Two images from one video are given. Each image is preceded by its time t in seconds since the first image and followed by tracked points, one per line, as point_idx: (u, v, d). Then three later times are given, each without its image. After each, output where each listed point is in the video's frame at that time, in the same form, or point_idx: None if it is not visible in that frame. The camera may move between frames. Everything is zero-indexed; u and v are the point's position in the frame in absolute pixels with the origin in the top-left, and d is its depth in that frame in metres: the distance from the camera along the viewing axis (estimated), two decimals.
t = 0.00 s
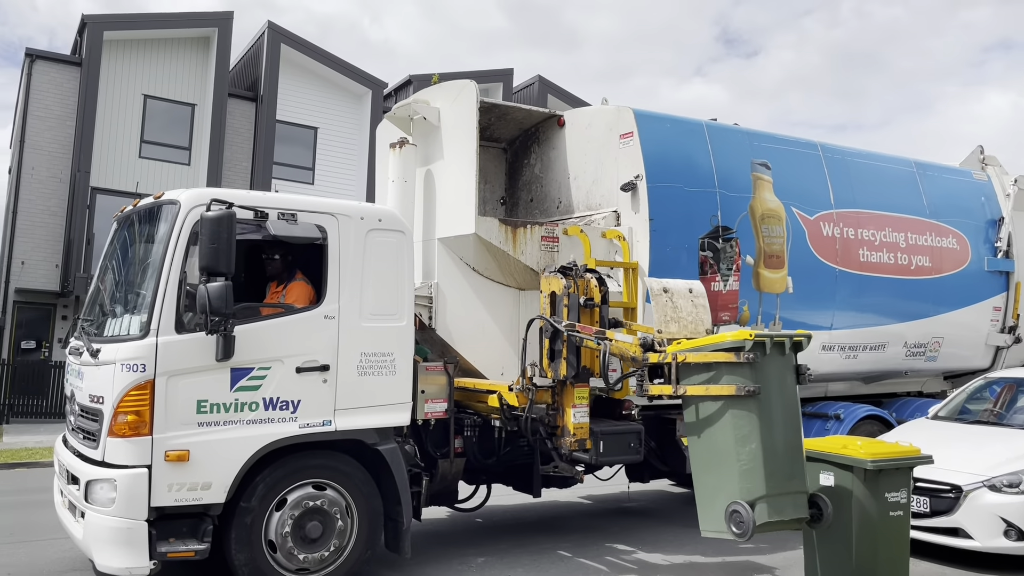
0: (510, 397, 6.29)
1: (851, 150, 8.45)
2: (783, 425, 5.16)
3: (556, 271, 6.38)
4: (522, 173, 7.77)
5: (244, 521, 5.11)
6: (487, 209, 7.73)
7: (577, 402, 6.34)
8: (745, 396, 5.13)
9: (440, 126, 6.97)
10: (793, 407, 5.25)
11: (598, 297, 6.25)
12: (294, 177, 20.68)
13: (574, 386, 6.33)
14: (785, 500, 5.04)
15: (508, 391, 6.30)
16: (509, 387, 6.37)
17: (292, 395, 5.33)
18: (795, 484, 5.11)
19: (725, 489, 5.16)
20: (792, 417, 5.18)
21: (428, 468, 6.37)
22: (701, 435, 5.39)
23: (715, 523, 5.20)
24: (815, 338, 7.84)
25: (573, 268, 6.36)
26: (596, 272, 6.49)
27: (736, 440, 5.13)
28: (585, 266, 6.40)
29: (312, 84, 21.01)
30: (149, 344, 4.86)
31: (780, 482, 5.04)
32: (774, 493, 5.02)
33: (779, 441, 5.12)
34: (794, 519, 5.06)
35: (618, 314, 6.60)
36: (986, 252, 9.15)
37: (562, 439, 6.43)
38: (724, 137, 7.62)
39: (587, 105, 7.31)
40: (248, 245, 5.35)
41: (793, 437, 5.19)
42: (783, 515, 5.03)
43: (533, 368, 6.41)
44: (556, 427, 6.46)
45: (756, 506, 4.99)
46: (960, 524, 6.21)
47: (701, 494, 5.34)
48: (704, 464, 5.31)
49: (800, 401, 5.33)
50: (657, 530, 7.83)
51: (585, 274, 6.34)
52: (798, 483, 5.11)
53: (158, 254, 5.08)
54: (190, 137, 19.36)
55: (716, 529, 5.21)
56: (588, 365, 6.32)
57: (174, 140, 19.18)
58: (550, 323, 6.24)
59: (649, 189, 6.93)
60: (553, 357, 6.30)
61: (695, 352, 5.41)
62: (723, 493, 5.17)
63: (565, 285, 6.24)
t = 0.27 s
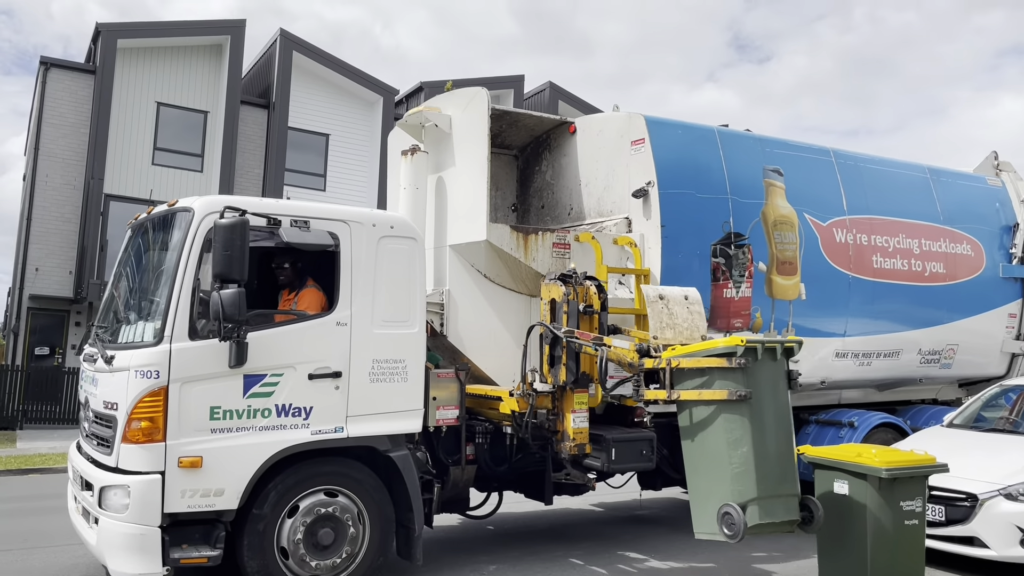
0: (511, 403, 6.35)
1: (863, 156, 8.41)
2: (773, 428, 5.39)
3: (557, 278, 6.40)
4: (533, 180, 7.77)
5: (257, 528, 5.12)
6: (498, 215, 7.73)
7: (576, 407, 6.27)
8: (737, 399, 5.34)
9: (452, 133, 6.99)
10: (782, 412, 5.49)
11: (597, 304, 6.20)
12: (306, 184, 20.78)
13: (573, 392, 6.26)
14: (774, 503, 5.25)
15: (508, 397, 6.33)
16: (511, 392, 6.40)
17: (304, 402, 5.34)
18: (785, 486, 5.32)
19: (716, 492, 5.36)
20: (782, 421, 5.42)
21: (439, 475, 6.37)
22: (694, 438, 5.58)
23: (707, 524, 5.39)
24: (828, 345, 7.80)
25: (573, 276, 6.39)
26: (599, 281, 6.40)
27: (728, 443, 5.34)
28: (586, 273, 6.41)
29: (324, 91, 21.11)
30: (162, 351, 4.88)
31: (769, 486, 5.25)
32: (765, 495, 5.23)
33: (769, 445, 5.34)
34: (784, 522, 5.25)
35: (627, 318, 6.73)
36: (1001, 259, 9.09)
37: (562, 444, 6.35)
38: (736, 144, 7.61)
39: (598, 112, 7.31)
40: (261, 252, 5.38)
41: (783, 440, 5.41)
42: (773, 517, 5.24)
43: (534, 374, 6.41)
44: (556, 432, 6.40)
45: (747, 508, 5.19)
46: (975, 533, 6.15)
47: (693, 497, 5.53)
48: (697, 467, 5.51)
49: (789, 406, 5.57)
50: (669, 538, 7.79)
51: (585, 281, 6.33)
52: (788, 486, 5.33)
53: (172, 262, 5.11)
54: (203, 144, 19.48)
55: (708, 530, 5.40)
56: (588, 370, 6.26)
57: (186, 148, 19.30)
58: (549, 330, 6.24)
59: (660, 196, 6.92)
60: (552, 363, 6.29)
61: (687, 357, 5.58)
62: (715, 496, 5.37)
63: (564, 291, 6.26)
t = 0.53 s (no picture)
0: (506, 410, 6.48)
1: (871, 164, 8.40)
2: (760, 420, 5.75)
3: (551, 289, 6.55)
4: (540, 188, 7.78)
5: (264, 537, 5.12)
6: (505, 224, 7.74)
7: (570, 414, 6.41)
8: (726, 393, 5.68)
9: (459, 141, 7.01)
10: (769, 405, 5.85)
11: (590, 312, 6.38)
12: (314, 191, 20.87)
13: (567, 399, 6.40)
14: (763, 495, 5.60)
15: (504, 404, 6.47)
16: (507, 399, 6.52)
17: (312, 410, 5.35)
18: (772, 479, 5.69)
19: (707, 485, 5.70)
20: (768, 413, 5.79)
21: (446, 484, 6.38)
22: (684, 432, 5.92)
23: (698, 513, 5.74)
24: (836, 354, 7.78)
25: (567, 286, 6.55)
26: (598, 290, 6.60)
27: (718, 437, 5.67)
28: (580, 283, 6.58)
29: (332, 99, 21.19)
30: (171, 359, 4.91)
31: (758, 479, 5.61)
32: (753, 486, 5.59)
33: (757, 438, 5.70)
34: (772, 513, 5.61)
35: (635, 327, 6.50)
36: (1010, 266, 9.05)
37: (557, 451, 6.46)
38: (744, 152, 7.60)
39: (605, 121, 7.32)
40: (269, 261, 5.41)
41: (770, 433, 5.78)
42: (761, 507, 5.60)
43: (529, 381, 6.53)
44: (552, 439, 6.51)
45: (737, 498, 5.54)
46: (984, 543, 6.11)
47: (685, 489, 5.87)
48: (688, 460, 5.85)
49: (775, 399, 5.94)
50: (676, 547, 7.77)
51: (579, 291, 6.51)
52: (774, 478, 5.69)
53: (180, 270, 5.13)
54: (212, 152, 19.59)
55: (698, 519, 5.76)
56: (582, 378, 6.42)
57: (195, 155, 19.41)
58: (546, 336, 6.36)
59: (668, 205, 6.92)
60: (548, 371, 6.41)
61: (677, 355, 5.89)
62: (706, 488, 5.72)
63: (558, 301, 6.41)
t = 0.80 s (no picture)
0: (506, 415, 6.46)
1: (875, 169, 8.40)
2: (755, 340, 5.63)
3: (551, 294, 6.53)
4: (544, 194, 7.79)
5: (269, 542, 5.13)
6: (510, 229, 7.75)
7: (570, 418, 6.39)
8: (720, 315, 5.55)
9: (464, 147, 7.03)
10: (762, 326, 5.73)
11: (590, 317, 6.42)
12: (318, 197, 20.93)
13: (568, 404, 6.38)
14: (767, 411, 5.47)
15: (504, 409, 6.45)
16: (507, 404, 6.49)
17: (317, 415, 5.36)
18: (775, 395, 5.56)
19: (710, 412, 5.58)
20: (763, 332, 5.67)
21: (451, 489, 6.36)
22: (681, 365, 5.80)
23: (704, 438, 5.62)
24: (841, 359, 7.76)
25: (567, 291, 6.54)
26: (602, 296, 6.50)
27: (715, 360, 5.55)
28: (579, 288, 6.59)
29: (336, 105, 21.26)
30: (176, 364, 4.92)
31: (760, 394, 5.49)
32: (757, 402, 5.46)
33: (755, 358, 5.58)
34: (779, 432, 5.48)
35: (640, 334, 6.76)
36: (1015, 272, 9.03)
37: (557, 456, 6.44)
38: (748, 157, 7.61)
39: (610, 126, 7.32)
40: (274, 267, 5.43)
41: (769, 354, 5.66)
42: (767, 424, 5.45)
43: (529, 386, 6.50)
44: (552, 443, 6.50)
45: (742, 415, 5.42)
46: (990, 549, 6.08)
47: (689, 421, 5.77)
48: (688, 391, 5.74)
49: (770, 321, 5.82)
50: (681, 553, 7.76)
51: (578, 296, 6.51)
52: (777, 396, 5.56)
53: (186, 276, 5.15)
54: (217, 158, 19.66)
55: (705, 446, 5.65)
56: (582, 383, 6.42)
57: (201, 161, 19.48)
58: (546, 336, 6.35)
59: (672, 210, 6.96)
60: (547, 375, 6.37)
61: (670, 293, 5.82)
62: (709, 414, 5.60)
63: (558, 307, 6.39)
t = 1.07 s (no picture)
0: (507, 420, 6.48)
1: (875, 175, 8.42)
2: (741, 237, 5.52)
3: (550, 299, 6.54)
4: (545, 200, 7.79)
5: (270, 548, 5.14)
6: (510, 234, 7.75)
7: (571, 423, 6.42)
8: (699, 219, 5.53)
9: (464, 153, 7.05)
10: (747, 229, 5.63)
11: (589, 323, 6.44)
12: (318, 202, 20.96)
13: (568, 409, 6.40)
14: (766, 298, 5.22)
15: (505, 414, 6.47)
16: (508, 410, 6.51)
17: (318, 421, 5.37)
18: (772, 286, 5.33)
19: (706, 315, 5.35)
20: (747, 231, 5.58)
21: (452, 495, 6.36)
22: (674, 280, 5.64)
23: (710, 340, 5.33)
24: (841, 364, 7.78)
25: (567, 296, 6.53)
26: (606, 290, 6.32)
27: (702, 259, 5.42)
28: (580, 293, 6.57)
29: (336, 111, 21.30)
30: (178, 370, 4.92)
31: (755, 284, 5.27)
32: (752, 290, 5.23)
33: (743, 252, 5.43)
34: (779, 320, 5.19)
35: (639, 339, 6.80)
36: (1015, 277, 9.05)
37: (557, 461, 6.46)
38: (749, 162, 7.63)
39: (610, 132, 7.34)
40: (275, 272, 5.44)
41: (758, 251, 5.51)
42: (768, 310, 5.17)
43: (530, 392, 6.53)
44: (553, 448, 6.51)
45: (739, 301, 5.18)
46: (991, 554, 6.08)
47: (690, 335, 5.52)
48: (682, 303, 5.56)
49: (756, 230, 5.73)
50: (682, 558, 7.75)
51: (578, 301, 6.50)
52: (774, 286, 5.32)
53: (188, 281, 5.17)
54: (217, 163, 19.68)
55: (711, 349, 5.34)
56: (582, 388, 6.40)
57: (201, 166, 19.50)
58: (546, 334, 6.40)
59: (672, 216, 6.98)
60: (548, 382, 6.41)
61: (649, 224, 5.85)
62: (707, 316, 5.36)
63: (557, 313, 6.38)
